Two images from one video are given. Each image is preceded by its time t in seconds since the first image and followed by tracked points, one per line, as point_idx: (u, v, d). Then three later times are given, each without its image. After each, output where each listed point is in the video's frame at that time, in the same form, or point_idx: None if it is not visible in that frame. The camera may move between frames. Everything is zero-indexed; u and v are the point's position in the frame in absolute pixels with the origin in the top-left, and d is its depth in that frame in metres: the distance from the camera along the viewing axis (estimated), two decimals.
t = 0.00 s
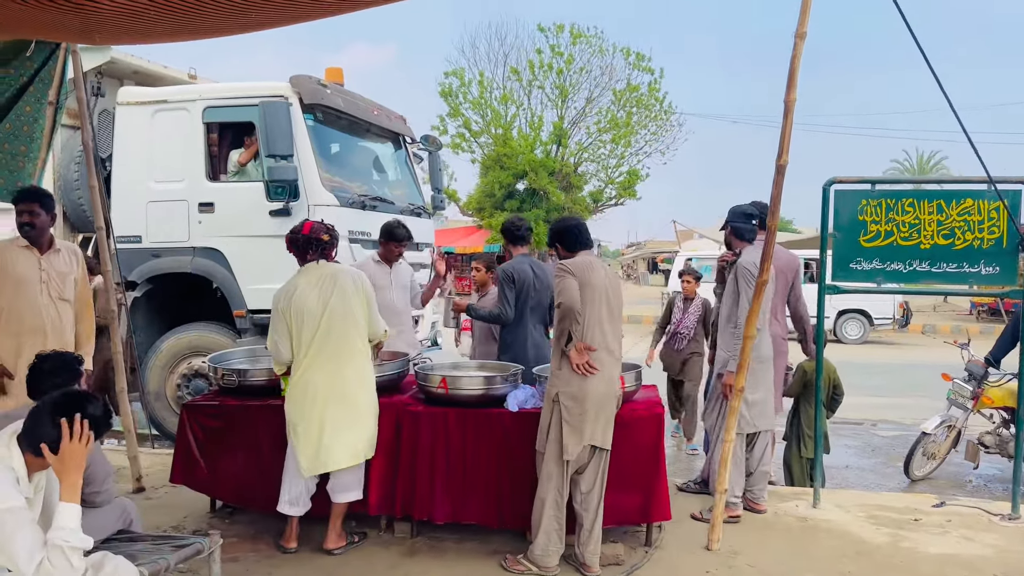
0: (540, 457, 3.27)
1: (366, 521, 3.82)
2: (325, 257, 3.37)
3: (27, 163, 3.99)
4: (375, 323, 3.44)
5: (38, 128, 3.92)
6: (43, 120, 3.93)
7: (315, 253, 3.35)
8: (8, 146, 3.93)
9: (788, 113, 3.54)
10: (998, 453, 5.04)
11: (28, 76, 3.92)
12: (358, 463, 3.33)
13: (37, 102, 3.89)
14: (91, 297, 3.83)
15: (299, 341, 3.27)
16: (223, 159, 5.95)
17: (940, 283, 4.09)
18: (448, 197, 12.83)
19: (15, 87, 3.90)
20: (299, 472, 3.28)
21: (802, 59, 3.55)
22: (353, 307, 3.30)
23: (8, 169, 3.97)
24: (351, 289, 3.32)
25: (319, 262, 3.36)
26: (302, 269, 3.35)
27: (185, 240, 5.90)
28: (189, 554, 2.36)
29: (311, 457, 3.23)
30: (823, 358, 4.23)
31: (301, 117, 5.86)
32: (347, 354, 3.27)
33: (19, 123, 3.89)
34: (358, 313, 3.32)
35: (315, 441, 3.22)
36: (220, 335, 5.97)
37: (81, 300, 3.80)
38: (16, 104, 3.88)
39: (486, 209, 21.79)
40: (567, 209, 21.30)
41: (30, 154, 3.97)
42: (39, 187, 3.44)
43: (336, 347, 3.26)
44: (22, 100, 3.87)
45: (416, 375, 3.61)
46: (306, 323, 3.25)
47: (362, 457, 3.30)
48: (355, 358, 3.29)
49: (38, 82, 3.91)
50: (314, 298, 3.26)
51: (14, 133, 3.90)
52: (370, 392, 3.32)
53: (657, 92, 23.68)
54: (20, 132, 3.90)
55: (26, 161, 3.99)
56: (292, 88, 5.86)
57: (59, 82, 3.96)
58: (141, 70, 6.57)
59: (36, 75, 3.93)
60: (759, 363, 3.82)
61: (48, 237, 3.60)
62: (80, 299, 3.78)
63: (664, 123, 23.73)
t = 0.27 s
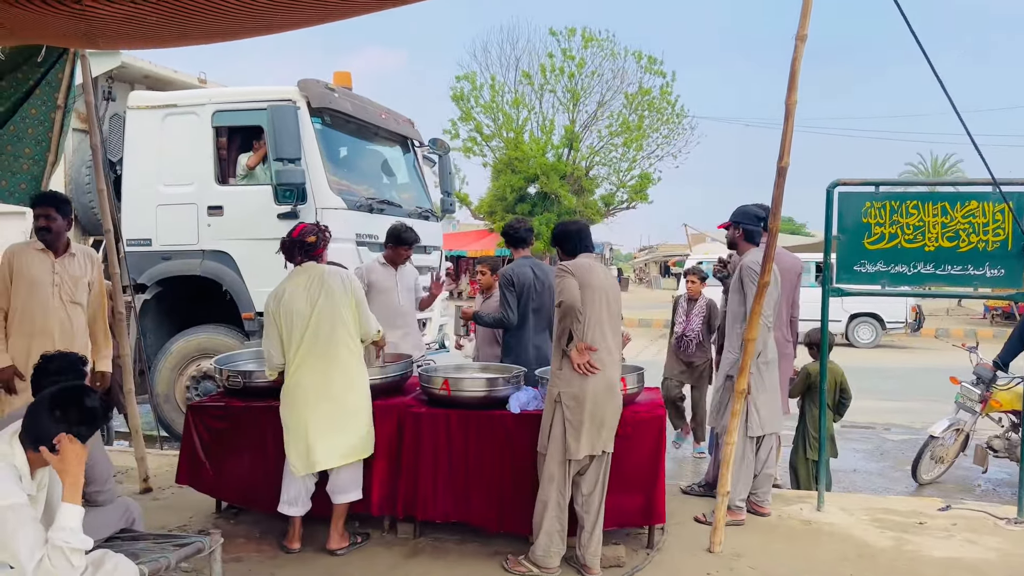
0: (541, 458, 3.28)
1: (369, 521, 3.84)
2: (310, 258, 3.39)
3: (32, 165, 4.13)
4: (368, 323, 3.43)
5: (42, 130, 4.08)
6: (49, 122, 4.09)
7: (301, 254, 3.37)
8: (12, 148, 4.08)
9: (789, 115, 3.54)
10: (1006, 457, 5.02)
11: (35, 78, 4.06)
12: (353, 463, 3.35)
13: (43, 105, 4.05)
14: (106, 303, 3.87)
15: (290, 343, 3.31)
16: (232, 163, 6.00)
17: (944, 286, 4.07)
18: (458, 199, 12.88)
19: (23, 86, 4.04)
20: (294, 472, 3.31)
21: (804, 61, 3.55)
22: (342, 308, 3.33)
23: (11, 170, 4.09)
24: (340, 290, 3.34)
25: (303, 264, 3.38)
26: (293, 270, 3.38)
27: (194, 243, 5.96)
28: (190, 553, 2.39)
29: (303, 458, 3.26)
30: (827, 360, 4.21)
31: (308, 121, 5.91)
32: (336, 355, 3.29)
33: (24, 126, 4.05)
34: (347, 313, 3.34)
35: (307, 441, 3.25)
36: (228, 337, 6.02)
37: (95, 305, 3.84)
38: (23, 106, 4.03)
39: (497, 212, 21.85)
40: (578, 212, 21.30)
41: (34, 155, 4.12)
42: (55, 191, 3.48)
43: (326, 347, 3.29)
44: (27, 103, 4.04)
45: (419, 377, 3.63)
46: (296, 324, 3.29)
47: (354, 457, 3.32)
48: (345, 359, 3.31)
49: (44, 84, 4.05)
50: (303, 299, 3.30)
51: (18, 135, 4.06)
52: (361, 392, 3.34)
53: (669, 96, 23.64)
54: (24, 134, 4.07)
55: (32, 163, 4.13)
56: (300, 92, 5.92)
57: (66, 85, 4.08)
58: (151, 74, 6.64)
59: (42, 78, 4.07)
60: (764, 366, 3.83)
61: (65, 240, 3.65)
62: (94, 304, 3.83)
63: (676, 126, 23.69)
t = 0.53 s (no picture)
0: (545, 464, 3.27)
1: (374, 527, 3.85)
2: (319, 262, 3.40)
3: (38, 172, 4.22)
4: (370, 331, 3.39)
5: (47, 137, 4.14)
6: (54, 129, 4.13)
7: (310, 259, 3.39)
8: (17, 155, 4.17)
9: (792, 120, 3.53)
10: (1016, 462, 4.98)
11: (41, 85, 4.08)
12: (346, 468, 3.35)
13: (48, 113, 4.09)
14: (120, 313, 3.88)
15: (286, 347, 3.33)
16: (239, 169, 6.04)
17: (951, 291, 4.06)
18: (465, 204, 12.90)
19: (28, 95, 4.08)
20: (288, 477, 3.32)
21: (808, 66, 3.54)
22: (338, 313, 3.33)
23: (17, 178, 4.23)
24: (337, 295, 3.34)
25: (312, 268, 3.40)
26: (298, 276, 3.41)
27: (202, 249, 6.00)
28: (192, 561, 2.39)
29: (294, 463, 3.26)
30: (833, 364, 4.19)
31: (315, 127, 5.94)
32: (330, 360, 3.30)
33: (29, 133, 4.13)
34: (343, 318, 3.34)
35: (299, 445, 3.26)
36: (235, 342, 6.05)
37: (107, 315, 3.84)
38: (27, 112, 4.10)
39: (504, 216, 21.89)
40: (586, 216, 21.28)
41: (40, 162, 4.21)
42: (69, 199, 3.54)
43: (320, 352, 3.29)
44: (33, 111, 4.09)
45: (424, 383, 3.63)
46: (292, 328, 3.32)
47: (347, 462, 3.32)
48: (339, 364, 3.31)
49: (49, 92, 4.07)
50: (300, 304, 3.33)
51: (23, 143, 4.14)
52: (355, 398, 3.34)
53: (677, 99, 23.62)
54: (29, 142, 4.15)
55: (37, 170, 4.22)
56: (306, 98, 5.95)
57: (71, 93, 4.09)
58: (159, 82, 6.69)
59: (48, 86, 4.09)
60: (769, 372, 3.81)
61: (77, 248, 3.68)
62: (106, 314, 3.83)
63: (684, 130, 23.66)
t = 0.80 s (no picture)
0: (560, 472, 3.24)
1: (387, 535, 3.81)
2: (341, 269, 3.41)
3: (46, 180, 4.19)
4: (387, 337, 3.34)
5: (55, 145, 4.11)
6: (63, 138, 4.11)
7: (332, 266, 3.39)
8: (25, 164, 4.15)
9: (807, 123, 3.50)
10: None
11: (48, 93, 4.10)
12: (359, 477, 3.32)
13: (57, 122, 4.09)
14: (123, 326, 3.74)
15: (300, 353, 3.34)
16: (247, 176, 6.04)
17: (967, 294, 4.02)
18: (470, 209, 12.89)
19: (36, 103, 4.10)
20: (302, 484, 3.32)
21: (821, 68, 3.51)
22: (350, 320, 3.30)
23: (24, 187, 4.18)
24: (348, 301, 3.31)
25: (334, 275, 3.39)
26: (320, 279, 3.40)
27: (210, 256, 5.99)
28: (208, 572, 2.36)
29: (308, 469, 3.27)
30: (848, 368, 4.15)
31: (323, 133, 5.93)
32: (342, 367, 3.28)
33: (37, 142, 4.11)
34: (356, 325, 3.31)
35: (312, 452, 3.26)
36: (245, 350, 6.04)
37: (109, 328, 3.72)
38: (35, 120, 4.09)
39: (509, 221, 21.88)
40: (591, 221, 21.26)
41: (48, 171, 4.17)
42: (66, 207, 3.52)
43: (332, 359, 3.28)
44: (40, 119, 4.09)
45: (437, 390, 3.60)
46: (305, 335, 3.32)
47: (359, 470, 3.29)
48: (351, 371, 3.29)
49: (57, 100, 4.08)
50: (313, 311, 3.32)
51: (31, 151, 4.13)
52: (367, 405, 3.31)
53: (680, 103, 23.61)
54: (37, 150, 4.13)
55: (45, 179, 4.19)
56: (314, 105, 5.94)
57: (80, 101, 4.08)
58: (166, 90, 6.70)
59: (54, 94, 4.10)
60: (784, 376, 3.78)
61: (72, 256, 3.60)
62: (108, 327, 3.71)
63: (688, 134, 23.64)
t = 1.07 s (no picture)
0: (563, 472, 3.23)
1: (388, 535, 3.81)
2: (339, 267, 3.39)
3: (44, 180, 4.17)
4: (394, 331, 3.32)
5: (54, 145, 4.11)
6: (61, 137, 4.10)
7: (332, 264, 3.38)
8: (23, 164, 4.13)
9: (809, 122, 3.49)
10: None
11: (46, 93, 4.09)
12: (361, 476, 3.31)
13: (55, 121, 4.08)
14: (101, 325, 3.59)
15: (302, 353, 3.34)
16: (247, 175, 6.02)
17: (969, 293, 4.02)
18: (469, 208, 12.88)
19: (34, 103, 4.08)
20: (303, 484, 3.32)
21: (823, 67, 3.51)
22: (352, 319, 3.29)
23: (23, 186, 4.17)
24: (349, 299, 3.30)
25: (334, 274, 3.38)
26: (320, 279, 3.40)
27: (210, 256, 5.97)
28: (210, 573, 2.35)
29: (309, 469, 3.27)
30: (850, 367, 4.15)
31: (323, 132, 5.92)
32: (343, 366, 3.26)
33: (35, 141, 4.10)
34: (358, 323, 3.30)
35: (313, 452, 3.26)
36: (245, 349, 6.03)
37: (87, 329, 3.57)
38: (34, 120, 4.07)
39: (508, 220, 21.86)
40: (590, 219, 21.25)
41: (46, 170, 4.15)
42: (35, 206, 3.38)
43: (333, 359, 3.27)
44: (39, 118, 4.08)
45: (439, 390, 3.60)
46: (307, 335, 3.31)
47: (360, 470, 3.28)
48: (353, 370, 3.27)
49: (55, 99, 4.07)
50: (314, 310, 3.32)
51: (30, 150, 4.11)
52: (368, 405, 3.29)
53: (679, 101, 23.59)
54: (36, 149, 4.11)
55: (43, 178, 4.18)
56: (314, 104, 5.93)
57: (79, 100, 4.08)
58: (165, 89, 6.68)
59: (53, 93, 4.09)
60: (785, 375, 3.79)
61: (45, 256, 3.48)
62: (85, 328, 3.57)
63: (687, 132, 23.63)
